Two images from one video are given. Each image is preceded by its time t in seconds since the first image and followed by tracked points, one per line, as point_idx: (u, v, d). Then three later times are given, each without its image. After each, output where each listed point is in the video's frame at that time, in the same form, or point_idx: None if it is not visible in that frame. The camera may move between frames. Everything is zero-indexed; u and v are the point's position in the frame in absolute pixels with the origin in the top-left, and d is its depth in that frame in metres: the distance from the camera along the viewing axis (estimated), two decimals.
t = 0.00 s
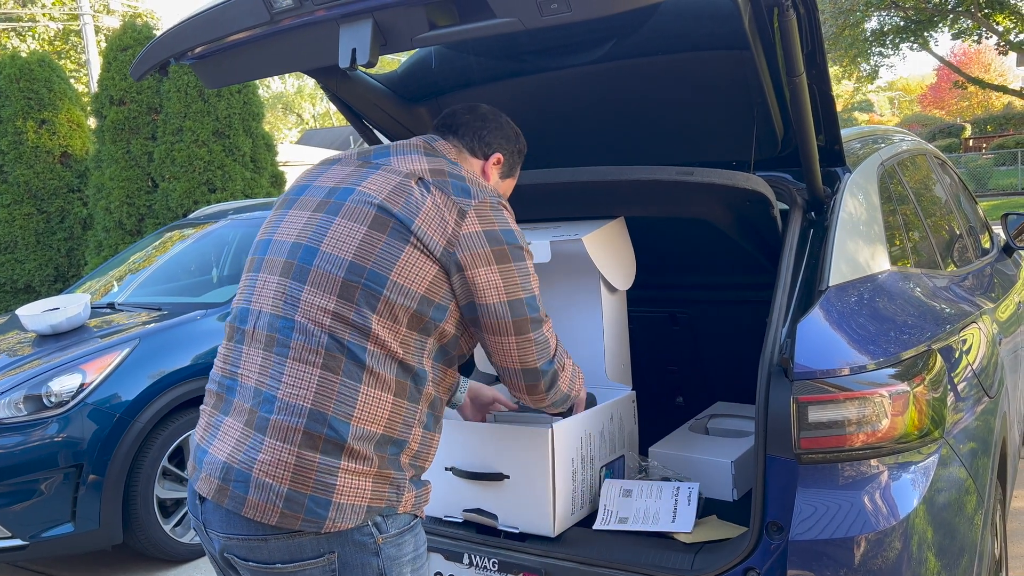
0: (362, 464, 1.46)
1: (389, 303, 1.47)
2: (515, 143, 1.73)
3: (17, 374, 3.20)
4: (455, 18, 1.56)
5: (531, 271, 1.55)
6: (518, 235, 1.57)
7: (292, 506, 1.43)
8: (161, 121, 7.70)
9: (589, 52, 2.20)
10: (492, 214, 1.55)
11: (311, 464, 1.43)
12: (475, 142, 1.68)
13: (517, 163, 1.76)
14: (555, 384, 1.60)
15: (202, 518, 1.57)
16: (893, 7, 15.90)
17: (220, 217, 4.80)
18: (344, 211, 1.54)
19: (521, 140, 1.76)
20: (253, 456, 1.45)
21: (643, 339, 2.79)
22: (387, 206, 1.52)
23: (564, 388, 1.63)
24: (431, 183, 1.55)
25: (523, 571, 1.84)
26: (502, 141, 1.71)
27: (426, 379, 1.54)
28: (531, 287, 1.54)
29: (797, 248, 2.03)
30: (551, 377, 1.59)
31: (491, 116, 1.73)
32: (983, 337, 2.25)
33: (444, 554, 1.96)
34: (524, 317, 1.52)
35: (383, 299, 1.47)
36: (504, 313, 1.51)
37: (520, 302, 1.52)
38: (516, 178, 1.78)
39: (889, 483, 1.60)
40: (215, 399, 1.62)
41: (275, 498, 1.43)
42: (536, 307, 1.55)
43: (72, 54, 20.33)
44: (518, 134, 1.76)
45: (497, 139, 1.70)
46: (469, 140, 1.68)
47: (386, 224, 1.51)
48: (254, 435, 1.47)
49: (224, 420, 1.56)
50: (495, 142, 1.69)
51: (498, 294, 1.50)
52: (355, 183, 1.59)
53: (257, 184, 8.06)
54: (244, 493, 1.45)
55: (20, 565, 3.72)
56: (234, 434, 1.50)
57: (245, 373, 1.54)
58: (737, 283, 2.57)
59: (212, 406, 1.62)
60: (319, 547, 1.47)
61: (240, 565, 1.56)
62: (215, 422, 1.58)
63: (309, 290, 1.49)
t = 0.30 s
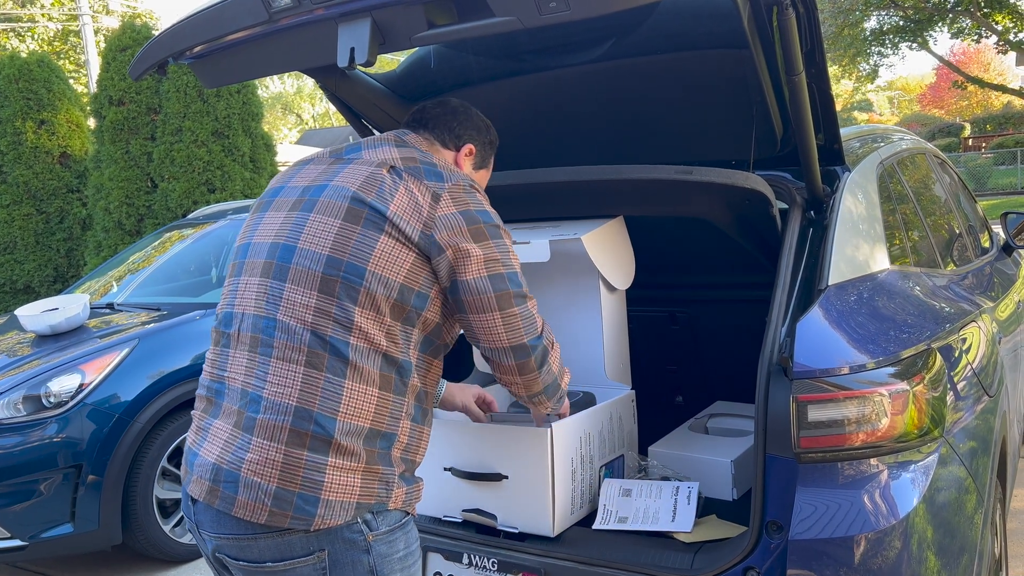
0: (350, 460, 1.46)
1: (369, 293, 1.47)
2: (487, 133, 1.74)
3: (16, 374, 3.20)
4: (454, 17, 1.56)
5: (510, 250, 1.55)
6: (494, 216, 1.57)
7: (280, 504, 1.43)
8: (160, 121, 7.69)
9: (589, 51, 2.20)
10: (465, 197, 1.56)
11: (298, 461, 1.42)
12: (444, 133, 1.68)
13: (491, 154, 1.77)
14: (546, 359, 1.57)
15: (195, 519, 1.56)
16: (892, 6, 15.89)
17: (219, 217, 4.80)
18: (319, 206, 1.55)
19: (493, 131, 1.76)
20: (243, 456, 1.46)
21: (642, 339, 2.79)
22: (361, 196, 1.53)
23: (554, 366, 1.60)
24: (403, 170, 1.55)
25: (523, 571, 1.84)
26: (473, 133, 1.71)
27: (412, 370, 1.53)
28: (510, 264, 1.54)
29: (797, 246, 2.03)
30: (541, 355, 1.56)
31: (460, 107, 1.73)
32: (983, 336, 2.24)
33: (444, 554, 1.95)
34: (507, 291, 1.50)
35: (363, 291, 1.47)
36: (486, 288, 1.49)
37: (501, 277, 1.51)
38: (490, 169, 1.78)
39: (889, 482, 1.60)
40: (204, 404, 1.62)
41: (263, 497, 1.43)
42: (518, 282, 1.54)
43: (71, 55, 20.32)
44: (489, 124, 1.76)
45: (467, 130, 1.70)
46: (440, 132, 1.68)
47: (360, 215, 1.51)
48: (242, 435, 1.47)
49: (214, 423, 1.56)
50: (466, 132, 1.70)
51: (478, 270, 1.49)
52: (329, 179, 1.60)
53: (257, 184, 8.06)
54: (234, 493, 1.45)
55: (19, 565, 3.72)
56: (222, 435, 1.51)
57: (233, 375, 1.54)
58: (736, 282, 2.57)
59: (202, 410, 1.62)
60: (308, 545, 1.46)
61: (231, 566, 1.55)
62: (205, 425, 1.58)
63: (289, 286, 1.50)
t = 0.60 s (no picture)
0: (327, 452, 1.46)
1: (339, 285, 1.48)
2: (459, 125, 1.75)
3: (16, 374, 3.20)
4: (453, 15, 1.56)
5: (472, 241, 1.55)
6: (458, 202, 1.57)
7: (258, 499, 1.44)
8: (160, 121, 7.69)
9: (589, 50, 2.20)
10: (430, 184, 1.55)
11: (274, 455, 1.44)
12: (417, 125, 1.70)
13: (463, 145, 1.78)
14: (483, 359, 1.56)
15: (180, 515, 1.58)
16: (893, 6, 15.88)
17: (219, 217, 4.80)
18: (286, 203, 1.55)
19: (466, 123, 1.78)
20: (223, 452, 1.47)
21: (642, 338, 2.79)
22: (325, 187, 1.53)
23: (494, 366, 1.57)
24: (365, 159, 1.55)
25: (523, 571, 1.84)
26: (444, 123, 1.73)
27: (390, 359, 1.52)
28: (468, 257, 1.54)
29: (797, 246, 2.02)
30: (481, 354, 1.55)
31: (432, 100, 1.75)
32: (984, 335, 2.24)
33: (444, 554, 1.95)
34: (458, 288, 1.51)
35: (333, 282, 1.47)
36: (437, 284, 1.50)
37: (457, 271, 1.52)
38: (463, 161, 1.78)
39: (890, 482, 1.59)
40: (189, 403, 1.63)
41: (242, 491, 1.45)
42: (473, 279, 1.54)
43: (71, 55, 20.33)
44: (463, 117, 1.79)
45: (439, 121, 1.72)
46: (410, 123, 1.70)
47: (324, 207, 1.51)
48: (222, 432, 1.49)
49: (197, 421, 1.57)
50: (437, 124, 1.71)
51: (436, 262, 1.51)
52: (295, 175, 1.60)
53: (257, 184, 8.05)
54: (215, 488, 1.47)
55: (18, 565, 3.72)
56: (204, 433, 1.53)
57: (212, 375, 1.54)
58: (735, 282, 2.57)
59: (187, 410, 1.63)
60: (286, 540, 1.47)
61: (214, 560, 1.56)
62: (189, 424, 1.60)
63: (261, 283, 1.51)
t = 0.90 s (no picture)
0: (300, 448, 1.46)
1: (307, 282, 1.48)
2: (433, 119, 1.74)
3: (17, 374, 3.20)
4: (455, 14, 1.56)
5: (444, 232, 1.54)
6: (427, 193, 1.56)
7: (234, 495, 1.46)
8: (162, 121, 7.69)
9: (591, 49, 2.20)
10: (397, 177, 1.55)
11: (247, 452, 1.45)
12: (391, 121, 1.70)
13: (440, 139, 1.77)
14: (472, 345, 1.54)
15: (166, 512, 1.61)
16: (895, 5, 15.87)
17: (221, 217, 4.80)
18: (256, 204, 1.56)
19: (442, 118, 1.78)
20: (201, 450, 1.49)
21: (644, 338, 2.79)
22: (291, 186, 1.53)
23: (485, 350, 1.55)
24: (330, 156, 1.55)
25: (525, 570, 1.84)
26: (419, 118, 1.72)
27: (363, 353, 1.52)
28: (442, 247, 1.53)
29: (800, 245, 2.02)
30: (471, 339, 1.53)
31: (406, 96, 1.75)
32: (986, 334, 2.23)
33: (446, 553, 1.95)
34: (436, 277, 1.50)
35: (300, 280, 1.48)
36: (414, 276, 1.50)
37: (431, 262, 1.50)
38: (440, 156, 1.78)
39: (892, 481, 1.59)
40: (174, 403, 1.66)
41: (218, 488, 1.46)
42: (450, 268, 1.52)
43: (73, 55, 20.36)
44: (440, 111, 1.78)
45: (412, 116, 1.71)
46: (384, 118, 1.70)
47: (291, 206, 1.52)
48: (200, 430, 1.51)
49: (180, 421, 1.60)
50: (410, 119, 1.71)
51: (408, 254, 1.50)
52: (265, 176, 1.61)
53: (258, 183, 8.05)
54: (194, 486, 1.49)
55: (19, 565, 3.72)
56: (185, 432, 1.55)
57: (192, 376, 1.57)
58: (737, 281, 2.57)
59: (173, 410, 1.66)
60: (264, 535, 1.49)
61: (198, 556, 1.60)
62: (173, 423, 1.62)
63: (232, 284, 1.52)
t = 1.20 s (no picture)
0: (269, 450, 1.48)
1: (269, 289, 1.47)
2: (414, 111, 1.66)
3: (20, 373, 3.20)
4: (458, 13, 1.56)
5: (405, 237, 1.50)
6: (389, 196, 1.51)
7: (206, 496, 1.49)
8: (164, 121, 7.70)
9: (595, 49, 2.20)
10: (358, 179, 1.50)
11: (218, 454, 1.48)
12: (369, 115, 1.65)
13: (426, 130, 1.70)
14: (434, 353, 1.52)
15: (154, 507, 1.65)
16: (896, 5, 15.85)
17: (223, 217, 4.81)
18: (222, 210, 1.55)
19: (427, 109, 1.69)
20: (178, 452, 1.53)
21: (646, 338, 2.79)
22: (253, 193, 1.51)
23: (447, 359, 1.54)
24: (291, 160, 1.52)
25: (528, 570, 1.84)
26: (398, 111, 1.65)
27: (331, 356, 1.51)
28: (403, 252, 1.49)
29: (803, 245, 2.02)
30: (432, 346, 1.51)
31: (388, 88, 1.68)
32: (990, 334, 2.23)
33: (448, 554, 1.95)
34: (395, 283, 1.47)
35: (262, 287, 1.47)
36: (373, 282, 1.47)
37: (391, 268, 1.47)
38: (424, 148, 1.70)
39: (896, 482, 1.59)
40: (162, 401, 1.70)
41: (192, 489, 1.50)
42: (410, 275, 1.49)
43: (74, 56, 20.38)
44: (426, 103, 1.71)
45: (391, 109, 1.65)
46: (363, 113, 1.65)
47: (252, 212, 1.50)
48: (178, 432, 1.54)
49: (165, 421, 1.64)
50: (388, 113, 1.65)
51: (366, 260, 1.47)
52: (234, 179, 1.60)
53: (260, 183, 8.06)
54: (172, 485, 1.54)
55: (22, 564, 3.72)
56: (167, 432, 1.59)
57: (173, 378, 1.59)
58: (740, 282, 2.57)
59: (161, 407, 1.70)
60: (238, 531, 1.51)
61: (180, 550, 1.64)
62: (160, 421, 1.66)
63: (200, 290, 1.52)
